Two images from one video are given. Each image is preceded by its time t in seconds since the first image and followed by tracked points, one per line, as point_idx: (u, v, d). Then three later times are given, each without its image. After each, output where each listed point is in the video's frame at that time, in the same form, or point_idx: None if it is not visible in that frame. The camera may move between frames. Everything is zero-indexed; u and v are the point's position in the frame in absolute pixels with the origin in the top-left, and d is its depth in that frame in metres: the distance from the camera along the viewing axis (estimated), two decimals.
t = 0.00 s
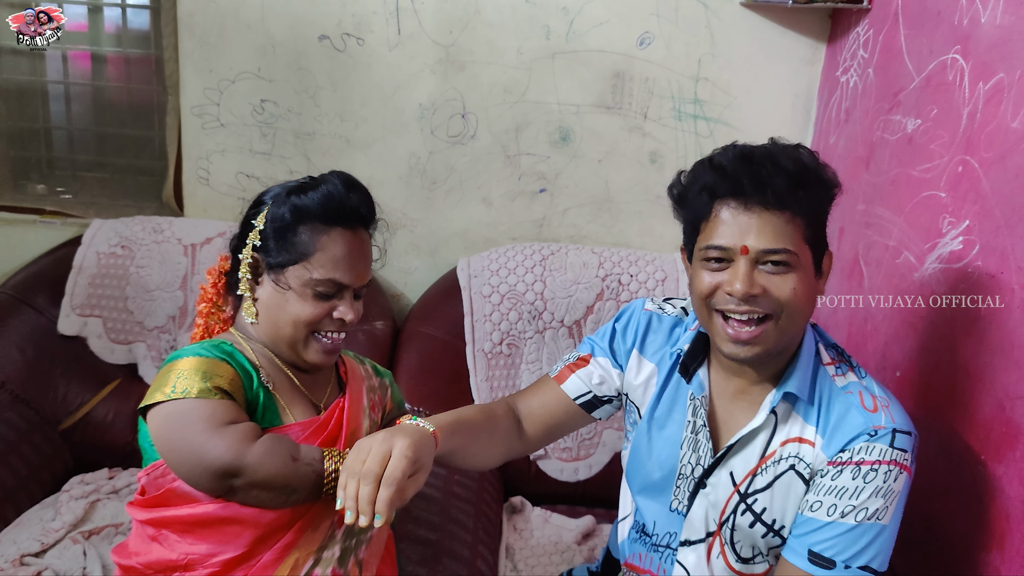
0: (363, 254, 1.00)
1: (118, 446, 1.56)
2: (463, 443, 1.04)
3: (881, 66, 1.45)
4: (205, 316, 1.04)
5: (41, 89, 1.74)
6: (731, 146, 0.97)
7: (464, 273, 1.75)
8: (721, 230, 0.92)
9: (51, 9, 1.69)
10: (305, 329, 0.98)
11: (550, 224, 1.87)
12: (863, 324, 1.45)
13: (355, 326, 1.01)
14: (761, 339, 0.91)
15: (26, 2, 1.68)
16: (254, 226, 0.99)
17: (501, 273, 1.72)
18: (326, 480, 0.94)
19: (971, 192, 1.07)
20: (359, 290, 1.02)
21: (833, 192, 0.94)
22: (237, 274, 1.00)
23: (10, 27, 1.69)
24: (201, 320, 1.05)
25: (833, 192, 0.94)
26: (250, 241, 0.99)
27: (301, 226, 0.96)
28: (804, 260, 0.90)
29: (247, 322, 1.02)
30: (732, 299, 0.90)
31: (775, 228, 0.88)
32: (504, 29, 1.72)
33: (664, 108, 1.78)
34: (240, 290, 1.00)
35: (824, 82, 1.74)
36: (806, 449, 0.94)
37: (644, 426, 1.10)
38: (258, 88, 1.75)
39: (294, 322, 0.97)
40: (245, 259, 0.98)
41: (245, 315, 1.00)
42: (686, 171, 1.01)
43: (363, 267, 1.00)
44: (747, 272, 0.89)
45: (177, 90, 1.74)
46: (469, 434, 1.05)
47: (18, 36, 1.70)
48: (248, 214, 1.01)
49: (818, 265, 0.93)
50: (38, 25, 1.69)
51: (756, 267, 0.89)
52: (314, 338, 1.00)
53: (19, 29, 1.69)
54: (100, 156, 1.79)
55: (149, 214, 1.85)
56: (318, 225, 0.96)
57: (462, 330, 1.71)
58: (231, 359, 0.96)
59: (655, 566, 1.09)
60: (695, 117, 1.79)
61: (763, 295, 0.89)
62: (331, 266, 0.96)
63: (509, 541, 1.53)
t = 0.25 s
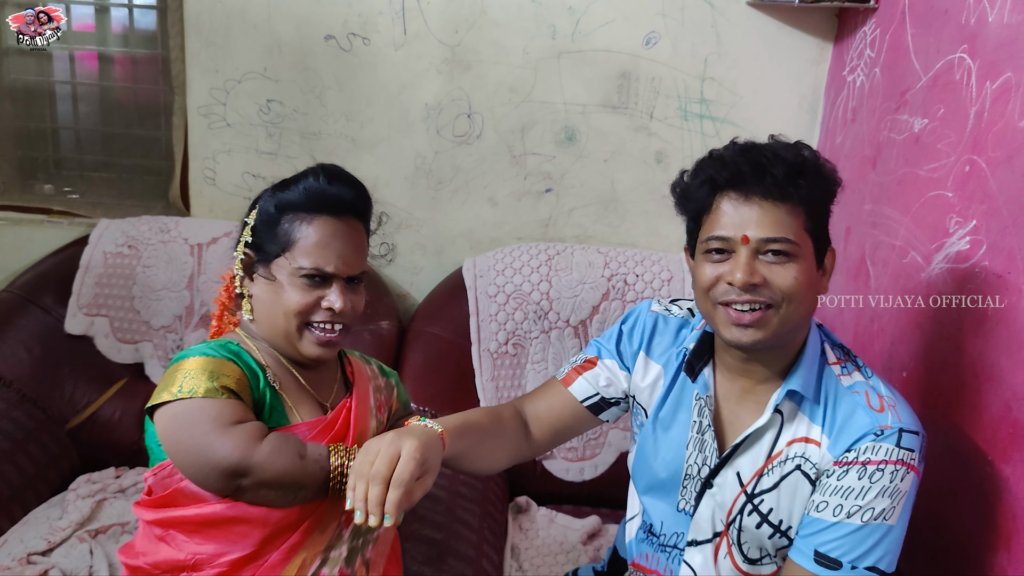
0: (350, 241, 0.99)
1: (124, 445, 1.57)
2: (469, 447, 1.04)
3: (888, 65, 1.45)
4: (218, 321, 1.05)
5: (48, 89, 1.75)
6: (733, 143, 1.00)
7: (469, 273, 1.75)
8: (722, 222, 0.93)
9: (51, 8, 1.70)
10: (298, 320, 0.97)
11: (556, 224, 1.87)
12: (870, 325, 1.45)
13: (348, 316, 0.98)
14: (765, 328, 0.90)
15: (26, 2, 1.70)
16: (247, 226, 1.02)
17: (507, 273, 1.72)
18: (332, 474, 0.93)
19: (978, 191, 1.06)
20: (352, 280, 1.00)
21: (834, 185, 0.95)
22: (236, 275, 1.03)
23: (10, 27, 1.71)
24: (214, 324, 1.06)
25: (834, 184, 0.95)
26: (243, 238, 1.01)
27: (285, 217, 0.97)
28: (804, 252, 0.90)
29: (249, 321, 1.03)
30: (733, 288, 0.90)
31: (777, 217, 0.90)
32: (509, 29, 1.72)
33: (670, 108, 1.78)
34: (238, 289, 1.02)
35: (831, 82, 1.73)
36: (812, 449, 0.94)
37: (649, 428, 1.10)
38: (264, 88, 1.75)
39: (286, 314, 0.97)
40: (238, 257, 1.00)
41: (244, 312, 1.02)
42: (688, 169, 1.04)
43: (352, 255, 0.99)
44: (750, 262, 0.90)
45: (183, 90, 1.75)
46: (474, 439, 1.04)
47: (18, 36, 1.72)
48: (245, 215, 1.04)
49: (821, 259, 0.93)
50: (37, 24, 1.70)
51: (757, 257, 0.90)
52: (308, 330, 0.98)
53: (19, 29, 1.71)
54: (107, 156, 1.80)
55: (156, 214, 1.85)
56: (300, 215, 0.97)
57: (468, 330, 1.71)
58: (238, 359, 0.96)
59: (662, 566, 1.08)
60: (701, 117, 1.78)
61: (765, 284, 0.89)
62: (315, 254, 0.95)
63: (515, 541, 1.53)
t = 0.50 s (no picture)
0: (340, 233, 0.98)
1: (131, 443, 1.57)
2: (478, 443, 1.04)
3: (895, 64, 1.44)
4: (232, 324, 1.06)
5: (56, 89, 1.76)
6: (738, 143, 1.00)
7: (475, 273, 1.75)
8: (727, 222, 0.93)
9: (50, 8, 1.71)
10: (293, 315, 0.97)
11: (562, 223, 1.87)
12: (877, 324, 1.44)
13: (341, 308, 0.97)
14: (770, 327, 0.90)
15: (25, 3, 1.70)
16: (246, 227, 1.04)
17: (513, 272, 1.72)
18: (337, 469, 0.93)
19: (986, 190, 1.06)
20: (345, 273, 0.99)
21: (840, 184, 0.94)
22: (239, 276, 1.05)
23: (10, 27, 1.72)
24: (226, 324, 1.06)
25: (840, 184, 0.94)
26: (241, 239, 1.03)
27: (275, 214, 0.98)
28: (811, 250, 0.90)
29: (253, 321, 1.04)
30: (737, 287, 0.90)
31: (782, 216, 0.89)
32: (516, 28, 1.72)
33: (676, 106, 1.77)
34: (241, 290, 1.04)
35: (838, 81, 1.73)
36: (814, 450, 0.93)
37: (655, 424, 1.10)
38: (271, 87, 1.75)
39: (280, 310, 0.97)
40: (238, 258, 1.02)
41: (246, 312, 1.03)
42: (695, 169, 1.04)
43: (342, 247, 0.97)
44: (754, 262, 0.90)
45: (190, 89, 1.75)
46: (485, 434, 1.04)
47: (19, 36, 1.72)
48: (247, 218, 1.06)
49: (828, 257, 0.93)
50: (37, 24, 1.71)
51: (762, 256, 0.90)
52: (303, 324, 0.98)
53: (19, 28, 1.71)
54: (114, 155, 1.81)
55: (163, 213, 1.86)
56: (289, 210, 0.97)
57: (474, 329, 1.71)
58: (245, 358, 0.96)
59: (664, 562, 1.08)
60: (708, 116, 1.78)
61: (769, 282, 0.88)
62: (303, 248, 0.95)
63: (521, 540, 1.53)
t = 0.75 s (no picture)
0: (342, 226, 0.98)
1: (139, 443, 1.58)
2: (483, 441, 1.04)
3: (903, 62, 1.44)
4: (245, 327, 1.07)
5: (64, 89, 1.77)
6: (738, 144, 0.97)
7: (482, 272, 1.75)
8: (718, 227, 0.92)
9: (50, 9, 1.72)
10: (300, 311, 0.97)
11: (569, 223, 1.86)
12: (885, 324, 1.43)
13: (346, 301, 0.97)
14: (762, 332, 0.90)
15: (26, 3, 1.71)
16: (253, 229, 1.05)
17: (520, 272, 1.72)
18: (340, 467, 0.92)
19: (995, 189, 1.05)
20: (349, 267, 0.99)
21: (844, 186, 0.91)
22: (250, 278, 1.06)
23: (10, 27, 1.73)
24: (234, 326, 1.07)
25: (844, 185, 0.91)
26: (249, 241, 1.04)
27: (278, 213, 0.98)
28: (818, 249, 0.90)
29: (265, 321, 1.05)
30: (728, 294, 0.90)
31: (775, 225, 0.87)
32: (522, 27, 1.72)
33: (683, 105, 1.77)
34: (251, 291, 1.05)
35: (846, 79, 1.72)
36: (822, 450, 0.92)
37: (660, 425, 1.10)
38: (278, 87, 1.76)
39: (287, 307, 0.98)
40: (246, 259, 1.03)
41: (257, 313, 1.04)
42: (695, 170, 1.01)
43: (344, 240, 0.97)
44: (744, 268, 0.89)
45: (197, 90, 1.76)
46: (490, 433, 1.04)
47: (19, 36, 1.73)
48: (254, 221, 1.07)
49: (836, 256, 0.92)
50: (38, 25, 1.72)
51: (752, 263, 0.89)
52: (310, 320, 0.97)
53: (19, 29, 1.72)
54: (122, 156, 1.82)
55: (170, 213, 1.86)
56: (291, 207, 0.98)
57: (481, 329, 1.71)
58: (254, 357, 0.96)
59: (672, 563, 1.08)
60: (715, 115, 1.77)
61: (759, 289, 0.88)
62: (307, 244, 0.96)
63: (528, 540, 1.52)
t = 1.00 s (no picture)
0: (366, 225, 0.99)
1: (147, 442, 1.58)
2: (487, 442, 1.03)
3: (911, 61, 1.43)
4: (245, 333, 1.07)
5: (72, 90, 1.78)
6: (725, 154, 0.93)
7: (489, 272, 1.75)
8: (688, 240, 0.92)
9: (50, 9, 1.72)
10: (331, 311, 0.97)
11: (575, 223, 1.86)
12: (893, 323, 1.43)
13: (380, 298, 0.98)
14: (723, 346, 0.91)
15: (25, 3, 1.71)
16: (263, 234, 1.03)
17: (526, 272, 1.71)
18: (344, 466, 0.91)
19: (1003, 188, 1.04)
20: (375, 265, 1.00)
21: (840, 191, 0.87)
22: (261, 284, 1.04)
23: (10, 27, 1.73)
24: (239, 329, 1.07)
25: (841, 190, 0.87)
26: (260, 247, 1.02)
27: (298, 215, 0.98)
28: (833, 252, 0.88)
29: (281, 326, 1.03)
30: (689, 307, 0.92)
31: (743, 246, 0.85)
32: (528, 27, 1.72)
33: (690, 105, 1.77)
34: (266, 297, 1.03)
35: (854, 78, 1.72)
36: (829, 451, 0.92)
37: (666, 424, 1.10)
38: (285, 88, 1.76)
39: (318, 308, 0.97)
40: (262, 264, 1.01)
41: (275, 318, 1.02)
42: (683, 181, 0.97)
43: (369, 238, 0.99)
44: (700, 285, 0.90)
45: (205, 90, 1.76)
46: (493, 434, 1.04)
47: (19, 36, 1.74)
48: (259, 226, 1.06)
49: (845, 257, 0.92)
50: (38, 24, 1.72)
51: (709, 281, 0.89)
52: (343, 319, 0.98)
53: (19, 29, 1.73)
54: (130, 157, 1.83)
55: (178, 213, 1.87)
56: (312, 209, 0.97)
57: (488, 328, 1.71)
58: (261, 356, 0.97)
59: (679, 564, 1.08)
60: (722, 114, 1.77)
61: (710, 308, 0.89)
62: (336, 244, 0.96)
63: (534, 539, 1.53)
